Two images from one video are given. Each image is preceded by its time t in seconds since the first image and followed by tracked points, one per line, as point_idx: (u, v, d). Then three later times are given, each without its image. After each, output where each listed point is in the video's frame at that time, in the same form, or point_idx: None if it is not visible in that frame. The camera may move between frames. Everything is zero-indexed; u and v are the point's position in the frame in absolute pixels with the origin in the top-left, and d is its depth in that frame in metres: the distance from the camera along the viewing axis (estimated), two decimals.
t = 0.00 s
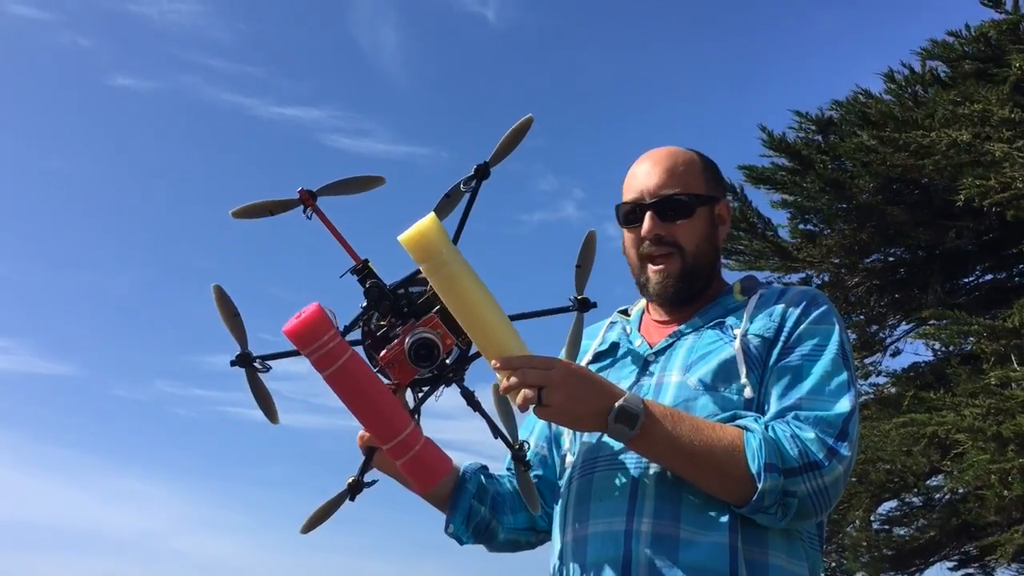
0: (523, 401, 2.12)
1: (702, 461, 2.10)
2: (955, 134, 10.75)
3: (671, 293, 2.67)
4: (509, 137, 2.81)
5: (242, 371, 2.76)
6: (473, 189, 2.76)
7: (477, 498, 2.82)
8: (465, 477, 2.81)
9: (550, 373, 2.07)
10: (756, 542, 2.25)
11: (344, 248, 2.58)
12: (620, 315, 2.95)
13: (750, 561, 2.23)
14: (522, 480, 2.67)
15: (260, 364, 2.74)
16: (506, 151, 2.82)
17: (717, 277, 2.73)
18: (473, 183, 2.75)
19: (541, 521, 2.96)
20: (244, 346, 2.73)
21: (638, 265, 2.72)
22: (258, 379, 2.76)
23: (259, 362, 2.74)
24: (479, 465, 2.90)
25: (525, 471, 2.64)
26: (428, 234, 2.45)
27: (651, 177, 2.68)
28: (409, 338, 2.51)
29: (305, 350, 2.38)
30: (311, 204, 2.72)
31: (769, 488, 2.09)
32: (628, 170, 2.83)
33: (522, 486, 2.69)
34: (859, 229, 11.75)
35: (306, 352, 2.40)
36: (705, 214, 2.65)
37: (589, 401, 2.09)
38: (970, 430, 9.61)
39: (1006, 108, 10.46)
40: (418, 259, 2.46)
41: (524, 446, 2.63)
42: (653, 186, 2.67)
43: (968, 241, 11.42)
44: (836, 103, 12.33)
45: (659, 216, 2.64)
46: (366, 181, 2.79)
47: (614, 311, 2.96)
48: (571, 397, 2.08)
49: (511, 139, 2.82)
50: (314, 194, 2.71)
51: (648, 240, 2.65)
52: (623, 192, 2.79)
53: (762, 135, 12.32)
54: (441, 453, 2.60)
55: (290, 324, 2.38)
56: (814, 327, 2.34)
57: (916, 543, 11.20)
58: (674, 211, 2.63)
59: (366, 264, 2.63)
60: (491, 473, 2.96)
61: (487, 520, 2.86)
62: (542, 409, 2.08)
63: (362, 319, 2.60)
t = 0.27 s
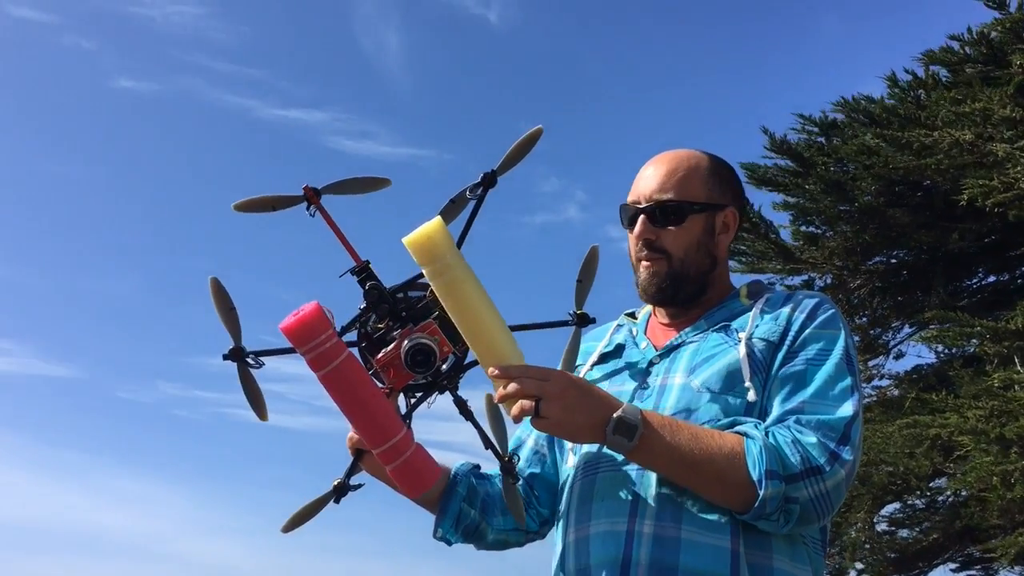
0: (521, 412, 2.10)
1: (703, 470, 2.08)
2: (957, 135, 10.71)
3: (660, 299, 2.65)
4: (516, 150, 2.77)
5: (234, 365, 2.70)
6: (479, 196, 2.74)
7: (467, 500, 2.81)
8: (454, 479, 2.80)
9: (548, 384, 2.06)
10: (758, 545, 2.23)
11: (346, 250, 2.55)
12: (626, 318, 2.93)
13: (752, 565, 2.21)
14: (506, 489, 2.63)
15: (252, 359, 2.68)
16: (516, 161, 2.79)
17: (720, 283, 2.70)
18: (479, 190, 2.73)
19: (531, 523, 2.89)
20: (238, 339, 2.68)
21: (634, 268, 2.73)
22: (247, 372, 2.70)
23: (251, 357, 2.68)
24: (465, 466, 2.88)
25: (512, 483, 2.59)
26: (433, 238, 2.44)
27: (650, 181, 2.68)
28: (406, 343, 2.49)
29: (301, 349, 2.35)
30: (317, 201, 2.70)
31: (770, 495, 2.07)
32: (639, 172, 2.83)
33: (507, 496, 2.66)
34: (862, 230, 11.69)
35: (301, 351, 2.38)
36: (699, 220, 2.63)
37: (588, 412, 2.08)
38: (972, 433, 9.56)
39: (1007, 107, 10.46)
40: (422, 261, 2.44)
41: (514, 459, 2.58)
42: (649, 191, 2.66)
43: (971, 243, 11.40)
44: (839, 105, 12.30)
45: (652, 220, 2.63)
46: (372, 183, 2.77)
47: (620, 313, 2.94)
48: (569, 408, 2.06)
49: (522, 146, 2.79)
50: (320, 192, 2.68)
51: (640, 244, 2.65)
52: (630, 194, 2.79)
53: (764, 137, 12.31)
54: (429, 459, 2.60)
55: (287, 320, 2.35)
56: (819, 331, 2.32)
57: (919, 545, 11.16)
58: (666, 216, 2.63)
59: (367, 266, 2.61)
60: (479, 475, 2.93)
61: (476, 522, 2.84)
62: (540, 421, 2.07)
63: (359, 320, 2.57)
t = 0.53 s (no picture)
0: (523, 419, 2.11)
1: (704, 478, 2.07)
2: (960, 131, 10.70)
3: (661, 299, 2.64)
4: (533, 162, 2.75)
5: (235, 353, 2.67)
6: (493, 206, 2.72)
7: (462, 500, 2.80)
8: (450, 480, 2.79)
9: (548, 392, 2.07)
10: (760, 549, 2.22)
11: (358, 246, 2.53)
12: (630, 317, 2.91)
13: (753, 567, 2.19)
14: (493, 499, 2.63)
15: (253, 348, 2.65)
16: (535, 172, 2.77)
17: (724, 284, 2.68)
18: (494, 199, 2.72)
19: (528, 522, 2.87)
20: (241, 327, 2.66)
21: (637, 268, 2.72)
22: (247, 362, 2.66)
23: (253, 346, 2.65)
24: (462, 466, 2.87)
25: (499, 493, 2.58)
26: (448, 233, 2.45)
27: (655, 182, 2.66)
28: (409, 342, 2.47)
29: (306, 331, 2.38)
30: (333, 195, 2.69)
31: (771, 501, 2.05)
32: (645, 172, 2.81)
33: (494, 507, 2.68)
34: (865, 231, 11.68)
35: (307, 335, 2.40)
36: (705, 222, 2.61)
37: (588, 418, 2.06)
38: (976, 433, 9.53)
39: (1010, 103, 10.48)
40: (435, 257, 2.45)
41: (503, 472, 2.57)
42: (654, 191, 2.65)
43: (974, 243, 11.38)
44: (842, 106, 12.27)
45: (656, 220, 2.62)
46: (388, 185, 2.76)
47: (623, 312, 2.93)
48: (570, 414, 2.06)
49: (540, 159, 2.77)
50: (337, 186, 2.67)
51: (643, 244, 2.64)
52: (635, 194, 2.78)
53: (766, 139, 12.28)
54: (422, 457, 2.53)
55: (296, 303, 2.38)
56: (823, 333, 2.30)
57: (922, 546, 11.14)
58: (671, 216, 2.61)
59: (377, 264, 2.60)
60: (477, 474, 2.92)
61: (473, 522, 2.83)
62: (540, 426, 2.07)
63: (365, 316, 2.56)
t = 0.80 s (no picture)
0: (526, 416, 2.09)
1: (708, 477, 2.06)
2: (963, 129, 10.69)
3: (665, 297, 2.63)
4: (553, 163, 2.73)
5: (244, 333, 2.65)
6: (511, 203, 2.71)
7: (463, 494, 2.79)
8: (452, 473, 2.78)
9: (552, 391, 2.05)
10: (764, 549, 2.21)
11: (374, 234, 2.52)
12: (633, 315, 2.90)
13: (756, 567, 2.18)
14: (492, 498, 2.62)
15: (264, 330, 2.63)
16: (554, 173, 2.75)
17: (728, 282, 2.67)
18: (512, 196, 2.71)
19: (528, 518, 2.86)
20: (251, 308, 2.63)
21: (641, 266, 2.70)
22: (256, 343, 2.64)
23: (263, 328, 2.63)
24: (465, 459, 2.86)
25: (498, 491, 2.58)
26: (462, 225, 2.44)
27: (659, 180, 2.65)
28: (416, 332, 2.46)
29: (314, 312, 2.39)
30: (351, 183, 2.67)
31: (775, 501, 2.04)
32: (648, 168, 2.79)
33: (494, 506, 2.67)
34: (867, 231, 11.65)
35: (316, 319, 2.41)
36: (709, 220, 2.59)
37: (594, 415, 2.05)
38: (979, 433, 9.50)
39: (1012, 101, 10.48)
40: (448, 249, 2.45)
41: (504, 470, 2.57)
42: (658, 189, 2.63)
43: (977, 243, 11.35)
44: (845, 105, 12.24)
45: (660, 219, 2.60)
46: (407, 177, 2.75)
47: (627, 310, 2.91)
48: (575, 411, 2.04)
49: (560, 159, 2.74)
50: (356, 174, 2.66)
51: (647, 243, 2.63)
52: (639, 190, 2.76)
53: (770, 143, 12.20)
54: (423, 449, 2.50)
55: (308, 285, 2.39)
56: (827, 333, 2.29)
57: (925, 546, 11.11)
58: (675, 215, 2.59)
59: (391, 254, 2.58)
60: (479, 468, 2.91)
61: (473, 516, 2.81)
62: (543, 424, 2.06)
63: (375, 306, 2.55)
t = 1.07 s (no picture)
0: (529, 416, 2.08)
1: (712, 477, 2.05)
2: (965, 128, 10.68)
3: (673, 297, 2.62)
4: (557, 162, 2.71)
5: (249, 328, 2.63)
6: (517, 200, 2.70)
7: (465, 491, 2.78)
8: (454, 470, 2.77)
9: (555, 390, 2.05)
10: (766, 550, 2.20)
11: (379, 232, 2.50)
12: (636, 313, 2.89)
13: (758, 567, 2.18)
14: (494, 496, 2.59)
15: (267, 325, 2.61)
16: (560, 170, 2.73)
17: (733, 281, 2.66)
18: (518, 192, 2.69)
19: (531, 516, 2.84)
20: (255, 303, 2.61)
21: (648, 265, 2.69)
22: (260, 338, 2.62)
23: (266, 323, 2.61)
24: (467, 456, 2.86)
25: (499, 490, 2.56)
26: (467, 223, 2.43)
27: (667, 180, 2.63)
28: (420, 329, 2.45)
29: (315, 310, 2.37)
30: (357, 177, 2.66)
31: (779, 502, 2.04)
32: (653, 167, 2.77)
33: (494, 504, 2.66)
34: (870, 230, 11.67)
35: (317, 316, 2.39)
36: (717, 220, 2.59)
37: (597, 415, 2.04)
38: (980, 431, 9.49)
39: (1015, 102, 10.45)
40: (452, 248, 2.43)
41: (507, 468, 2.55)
42: (667, 189, 2.62)
43: (979, 241, 11.33)
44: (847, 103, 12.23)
45: (669, 219, 2.59)
46: (413, 172, 2.73)
47: (630, 309, 2.91)
48: (577, 411, 2.03)
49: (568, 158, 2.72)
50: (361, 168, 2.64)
51: (655, 243, 2.61)
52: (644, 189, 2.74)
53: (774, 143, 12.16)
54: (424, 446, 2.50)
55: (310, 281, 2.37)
56: (831, 333, 2.28)
57: (927, 545, 11.09)
58: (683, 214, 2.58)
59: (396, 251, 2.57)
60: (482, 465, 2.90)
61: (474, 513, 2.81)
62: (546, 423, 2.05)
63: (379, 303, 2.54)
